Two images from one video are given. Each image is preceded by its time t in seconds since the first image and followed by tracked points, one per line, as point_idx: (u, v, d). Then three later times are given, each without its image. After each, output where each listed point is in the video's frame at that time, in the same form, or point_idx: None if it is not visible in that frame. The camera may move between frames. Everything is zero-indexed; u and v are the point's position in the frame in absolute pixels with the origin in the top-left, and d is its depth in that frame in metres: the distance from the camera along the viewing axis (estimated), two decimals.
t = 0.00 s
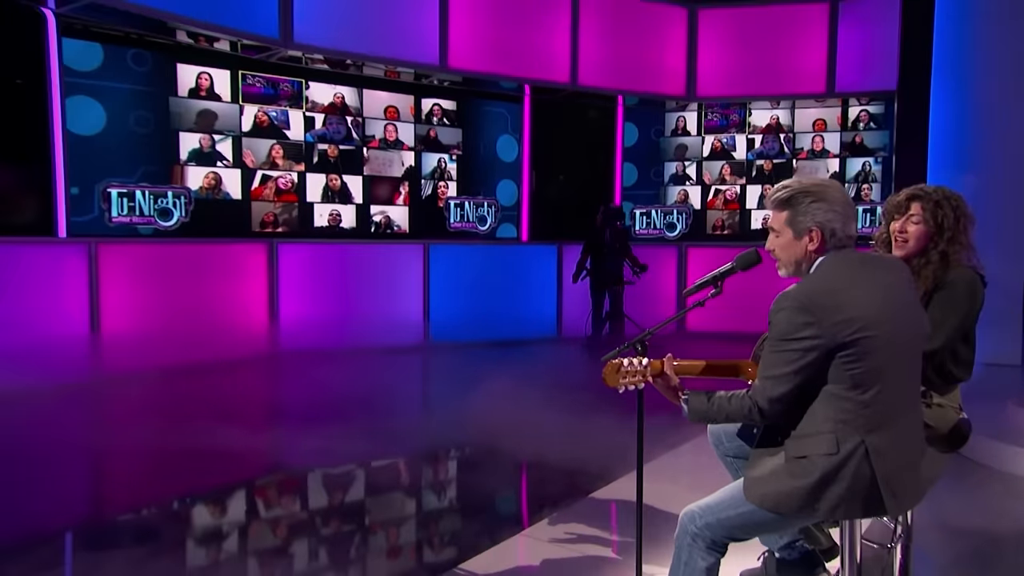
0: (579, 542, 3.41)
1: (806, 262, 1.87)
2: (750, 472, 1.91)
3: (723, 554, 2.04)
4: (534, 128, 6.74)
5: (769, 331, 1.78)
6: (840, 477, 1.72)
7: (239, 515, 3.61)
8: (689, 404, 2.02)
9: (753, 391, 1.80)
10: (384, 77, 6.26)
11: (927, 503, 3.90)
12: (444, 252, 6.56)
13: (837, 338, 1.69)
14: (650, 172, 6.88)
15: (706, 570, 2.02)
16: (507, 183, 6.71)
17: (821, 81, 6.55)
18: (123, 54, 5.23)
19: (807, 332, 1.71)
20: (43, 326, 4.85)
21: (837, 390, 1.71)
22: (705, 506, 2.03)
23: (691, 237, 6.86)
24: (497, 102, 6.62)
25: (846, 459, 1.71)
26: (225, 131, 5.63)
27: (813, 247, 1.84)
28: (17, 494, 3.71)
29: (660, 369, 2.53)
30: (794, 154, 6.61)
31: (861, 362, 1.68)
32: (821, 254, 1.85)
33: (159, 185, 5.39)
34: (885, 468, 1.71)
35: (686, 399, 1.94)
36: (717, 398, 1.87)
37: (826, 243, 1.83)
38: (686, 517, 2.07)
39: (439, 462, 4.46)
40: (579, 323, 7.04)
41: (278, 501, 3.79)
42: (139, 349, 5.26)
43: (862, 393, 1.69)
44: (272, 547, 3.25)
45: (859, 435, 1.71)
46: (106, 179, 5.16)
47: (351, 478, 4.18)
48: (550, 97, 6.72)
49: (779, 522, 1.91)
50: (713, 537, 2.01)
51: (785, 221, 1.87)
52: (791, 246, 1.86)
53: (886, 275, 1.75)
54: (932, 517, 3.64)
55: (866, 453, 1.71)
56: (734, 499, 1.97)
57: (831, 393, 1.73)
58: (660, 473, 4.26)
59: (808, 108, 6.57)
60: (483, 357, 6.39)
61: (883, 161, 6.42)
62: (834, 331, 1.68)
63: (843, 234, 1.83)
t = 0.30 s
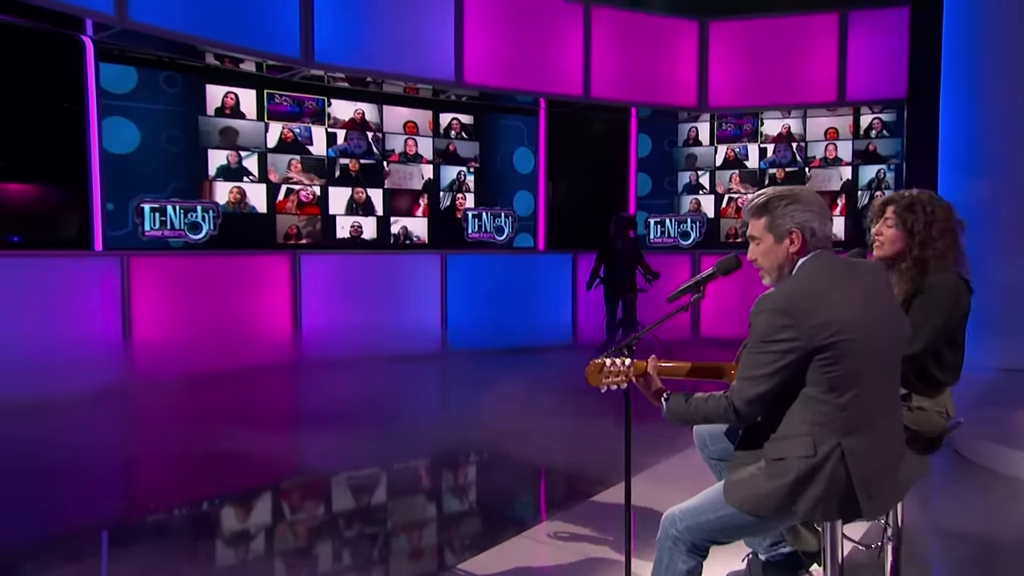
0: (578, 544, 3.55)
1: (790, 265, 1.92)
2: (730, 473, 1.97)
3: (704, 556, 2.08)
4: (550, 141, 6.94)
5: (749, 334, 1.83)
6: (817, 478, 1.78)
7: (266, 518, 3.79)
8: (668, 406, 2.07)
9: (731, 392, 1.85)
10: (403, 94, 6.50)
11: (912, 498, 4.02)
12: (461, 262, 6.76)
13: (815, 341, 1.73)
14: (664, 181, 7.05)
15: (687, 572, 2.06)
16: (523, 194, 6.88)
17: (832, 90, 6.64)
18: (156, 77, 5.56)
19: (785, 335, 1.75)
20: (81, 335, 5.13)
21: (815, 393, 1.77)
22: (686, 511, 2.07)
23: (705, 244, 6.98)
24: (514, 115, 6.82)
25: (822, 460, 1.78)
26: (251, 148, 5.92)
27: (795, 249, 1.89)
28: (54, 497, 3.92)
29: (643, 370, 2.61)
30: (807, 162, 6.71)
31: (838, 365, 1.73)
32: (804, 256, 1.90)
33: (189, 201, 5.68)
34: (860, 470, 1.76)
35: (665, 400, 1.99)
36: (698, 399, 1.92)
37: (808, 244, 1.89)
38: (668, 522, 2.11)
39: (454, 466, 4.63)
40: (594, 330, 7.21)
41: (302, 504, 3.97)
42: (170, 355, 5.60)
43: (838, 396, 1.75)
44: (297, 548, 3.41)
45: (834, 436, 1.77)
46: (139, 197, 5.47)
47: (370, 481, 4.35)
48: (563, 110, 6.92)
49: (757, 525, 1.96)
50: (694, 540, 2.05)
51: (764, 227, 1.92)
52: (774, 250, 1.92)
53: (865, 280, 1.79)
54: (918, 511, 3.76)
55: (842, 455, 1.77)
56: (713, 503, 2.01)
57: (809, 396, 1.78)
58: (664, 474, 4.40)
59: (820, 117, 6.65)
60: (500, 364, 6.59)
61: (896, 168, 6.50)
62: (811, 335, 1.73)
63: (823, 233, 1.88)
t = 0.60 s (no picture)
0: (584, 544, 3.71)
1: (772, 271, 1.97)
2: (715, 476, 1.99)
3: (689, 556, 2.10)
4: (572, 150, 7.13)
5: (731, 338, 1.87)
6: (800, 480, 1.80)
7: (297, 517, 3.99)
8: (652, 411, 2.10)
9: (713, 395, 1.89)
10: (428, 107, 6.74)
11: (903, 499, 4.12)
12: (483, 270, 6.95)
13: (795, 345, 1.78)
14: (683, 188, 7.23)
15: (672, 572, 2.07)
16: (545, 202, 7.08)
17: (849, 97, 6.71)
18: (193, 95, 5.89)
19: (766, 339, 1.79)
20: (123, 340, 5.41)
21: (796, 396, 1.80)
22: (670, 510, 2.08)
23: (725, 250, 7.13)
24: (536, 126, 7.04)
25: (803, 463, 1.80)
26: (282, 160, 6.23)
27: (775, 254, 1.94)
28: (99, 494, 4.18)
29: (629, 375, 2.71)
30: (825, 169, 6.85)
31: (818, 369, 1.77)
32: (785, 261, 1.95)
33: (224, 212, 5.99)
34: (841, 473, 1.79)
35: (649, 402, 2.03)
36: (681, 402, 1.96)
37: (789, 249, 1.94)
38: (652, 520, 2.12)
39: (472, 467, 4.83)
40: (613, 335, 7.38)
41: (331, 504, 4.18)
42: (204, 360, 5.87)
43: (819, 399, 1.78)
44: (327, 545, 3.61)
45: (816, 440, 1.79)
46: (179, 208, 5.82)
47: (393, 482, 4.55)
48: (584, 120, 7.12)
49: (740, 525, 1.97)
50: (678, 540, 2.06)
51: (746, 234, 1.98)
52: (756, 255, 1.97)
53: (846, 286, 1.84)
54: (907, 512, 3.86)
55: (823, 458, 1.79)
56: (698, 503, 2.03)
57: (791, 400, 1.82)
58: (674, 475, 4.56)
59: (838, 124, 6.82)
60: (522, 368, 6.79)
61: (916, 173, 6.54)
62: (791, 339, 1.77)
63: (803, 237, 1.93)
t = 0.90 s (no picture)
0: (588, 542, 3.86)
1: (753, 274, 2.08)
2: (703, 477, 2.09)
3: (672, 554, 2.24)
4: (590, 157, 7.30)
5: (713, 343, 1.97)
6: (783, 481, 1.90)
7: (325, 513, 4.20)
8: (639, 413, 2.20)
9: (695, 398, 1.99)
10: (450, 116, 6.95)
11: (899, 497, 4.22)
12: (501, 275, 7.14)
13: (774, 348, 1.87)
14: (702, 193, 7.37)
15: (655, 568, 2.22)
16: (565, 208, 7.24)
17: (866, 100, 6.78)
18: (226, 109, 6.18)
19: (746, 342, 1.89)
20: (161, 341, 5.74)
21: (778, 399, 1.90)
22: (656, 509, 2.23)
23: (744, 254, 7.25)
24: (556, 133, 7.20)
25: (786, 465, 1.90)
26: (309, 170, 6.49)
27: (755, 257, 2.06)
28: (137, 490, 4.43)
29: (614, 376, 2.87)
30: (843, 172, 6.87)
31: (798, 371, 1.86)
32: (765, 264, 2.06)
33: (255, 219, 6.29)
34: (823, 475, 1.88)
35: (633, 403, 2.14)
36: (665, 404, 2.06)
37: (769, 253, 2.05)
38: (640, 518, 2.27)
39: (489, 467, 5.00)
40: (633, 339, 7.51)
41: (357, 502, 4.37)
42: (237, 363, 6.16)
43: (800, 402, 1.88)
44: (354, 542, 3.79)
45: (797, 442, 1.89)
46: (212, 216, 6.09)
47: (416, 481, 4.74)
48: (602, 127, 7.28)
49: (719, 525, 2.12)
50: (662, 537, 2.21)
51: (728, 238, 2.10)
52: (738, 259, 2.08)
53: (825, 292, 1.93)
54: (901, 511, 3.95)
55: (805, 460, 1.89)
56: (682, 502, 2.17)
57: (773, 402, 1.91)
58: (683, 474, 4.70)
59: (856, 127, 6.82)
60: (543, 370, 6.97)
61: (937, 175, 6.53)
62: (770, 342, 1.86)
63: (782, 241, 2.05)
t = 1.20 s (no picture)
0: (583, 541, 3.95)
1: (731, 274, 2.13)
2: (678, 480, 2.14)
3: (651, 556, 2.35)
4: (602, 157, 7.51)
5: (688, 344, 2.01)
6: (755, 484, 1.95)
7: (342, 511, 4.35)
8: (616, 413, 2.27)
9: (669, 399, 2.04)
10: (464, 122, 7.07)
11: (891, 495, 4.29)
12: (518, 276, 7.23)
13: (749, 349, 1.91)
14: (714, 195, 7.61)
15: (633, 570, 2.34)
16: (579, 211, 7.40)
17: (880, 101, 6.76)
18: (245, 117, 6.41)
19: (720, 343, 1.93)
20: (182, 344, 5.95)
21: (751, 400, 1.95)
22: (633, 514, 2.34)
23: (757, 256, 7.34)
24: (568, 137, 7.36)
25: (758, 467, 1.95)
26: (326, 175, 6.70)
27: (733, 258, 2.10)
28: (159, 487, 4.60)
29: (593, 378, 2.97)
30: (856, 173, 6.95)
31: (770, 372, 1.90)
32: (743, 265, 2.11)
33: (275, 224, 6.52)
34: (794, 477, 1.94)
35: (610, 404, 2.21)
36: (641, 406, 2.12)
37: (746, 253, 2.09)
38: (619, 522, 2.38)
39: (497, 466, 5.12)
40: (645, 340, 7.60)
41: (375, 500, 4.50)
42: (257, 364, 6.37)
43: (773, 403, 1.93)
44: (373, 539, 3.93)
45: (769, 445, 1.94)
46: (233, 222, 6.33)
47: (431, 479, 4.87)
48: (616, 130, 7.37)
49: (693, 530, 2.22)
50: (640, 541, 2.32)
51: (707, 238, 2.14)
52: (716, 259, 2.14)
53: (798, 296, 1.98)
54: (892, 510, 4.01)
55: (776, 462, 1.94)
56: (658, 507, 2.28)
57: (746, 403, 1.96)
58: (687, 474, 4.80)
59: (869, 128, 6.90)
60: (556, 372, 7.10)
61: (951, 175, 6.55)
62: (744, 343, 1.91)
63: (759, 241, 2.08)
